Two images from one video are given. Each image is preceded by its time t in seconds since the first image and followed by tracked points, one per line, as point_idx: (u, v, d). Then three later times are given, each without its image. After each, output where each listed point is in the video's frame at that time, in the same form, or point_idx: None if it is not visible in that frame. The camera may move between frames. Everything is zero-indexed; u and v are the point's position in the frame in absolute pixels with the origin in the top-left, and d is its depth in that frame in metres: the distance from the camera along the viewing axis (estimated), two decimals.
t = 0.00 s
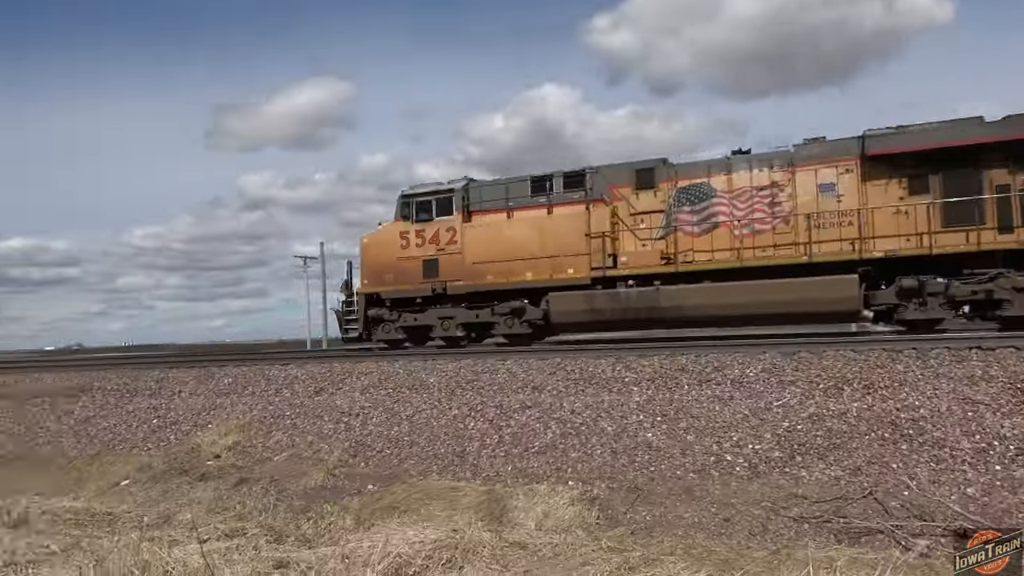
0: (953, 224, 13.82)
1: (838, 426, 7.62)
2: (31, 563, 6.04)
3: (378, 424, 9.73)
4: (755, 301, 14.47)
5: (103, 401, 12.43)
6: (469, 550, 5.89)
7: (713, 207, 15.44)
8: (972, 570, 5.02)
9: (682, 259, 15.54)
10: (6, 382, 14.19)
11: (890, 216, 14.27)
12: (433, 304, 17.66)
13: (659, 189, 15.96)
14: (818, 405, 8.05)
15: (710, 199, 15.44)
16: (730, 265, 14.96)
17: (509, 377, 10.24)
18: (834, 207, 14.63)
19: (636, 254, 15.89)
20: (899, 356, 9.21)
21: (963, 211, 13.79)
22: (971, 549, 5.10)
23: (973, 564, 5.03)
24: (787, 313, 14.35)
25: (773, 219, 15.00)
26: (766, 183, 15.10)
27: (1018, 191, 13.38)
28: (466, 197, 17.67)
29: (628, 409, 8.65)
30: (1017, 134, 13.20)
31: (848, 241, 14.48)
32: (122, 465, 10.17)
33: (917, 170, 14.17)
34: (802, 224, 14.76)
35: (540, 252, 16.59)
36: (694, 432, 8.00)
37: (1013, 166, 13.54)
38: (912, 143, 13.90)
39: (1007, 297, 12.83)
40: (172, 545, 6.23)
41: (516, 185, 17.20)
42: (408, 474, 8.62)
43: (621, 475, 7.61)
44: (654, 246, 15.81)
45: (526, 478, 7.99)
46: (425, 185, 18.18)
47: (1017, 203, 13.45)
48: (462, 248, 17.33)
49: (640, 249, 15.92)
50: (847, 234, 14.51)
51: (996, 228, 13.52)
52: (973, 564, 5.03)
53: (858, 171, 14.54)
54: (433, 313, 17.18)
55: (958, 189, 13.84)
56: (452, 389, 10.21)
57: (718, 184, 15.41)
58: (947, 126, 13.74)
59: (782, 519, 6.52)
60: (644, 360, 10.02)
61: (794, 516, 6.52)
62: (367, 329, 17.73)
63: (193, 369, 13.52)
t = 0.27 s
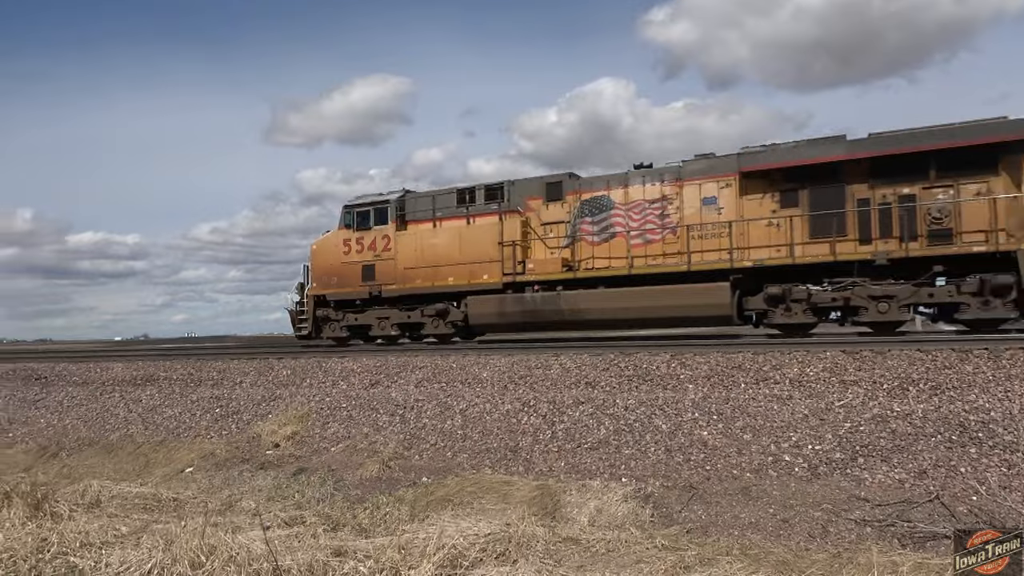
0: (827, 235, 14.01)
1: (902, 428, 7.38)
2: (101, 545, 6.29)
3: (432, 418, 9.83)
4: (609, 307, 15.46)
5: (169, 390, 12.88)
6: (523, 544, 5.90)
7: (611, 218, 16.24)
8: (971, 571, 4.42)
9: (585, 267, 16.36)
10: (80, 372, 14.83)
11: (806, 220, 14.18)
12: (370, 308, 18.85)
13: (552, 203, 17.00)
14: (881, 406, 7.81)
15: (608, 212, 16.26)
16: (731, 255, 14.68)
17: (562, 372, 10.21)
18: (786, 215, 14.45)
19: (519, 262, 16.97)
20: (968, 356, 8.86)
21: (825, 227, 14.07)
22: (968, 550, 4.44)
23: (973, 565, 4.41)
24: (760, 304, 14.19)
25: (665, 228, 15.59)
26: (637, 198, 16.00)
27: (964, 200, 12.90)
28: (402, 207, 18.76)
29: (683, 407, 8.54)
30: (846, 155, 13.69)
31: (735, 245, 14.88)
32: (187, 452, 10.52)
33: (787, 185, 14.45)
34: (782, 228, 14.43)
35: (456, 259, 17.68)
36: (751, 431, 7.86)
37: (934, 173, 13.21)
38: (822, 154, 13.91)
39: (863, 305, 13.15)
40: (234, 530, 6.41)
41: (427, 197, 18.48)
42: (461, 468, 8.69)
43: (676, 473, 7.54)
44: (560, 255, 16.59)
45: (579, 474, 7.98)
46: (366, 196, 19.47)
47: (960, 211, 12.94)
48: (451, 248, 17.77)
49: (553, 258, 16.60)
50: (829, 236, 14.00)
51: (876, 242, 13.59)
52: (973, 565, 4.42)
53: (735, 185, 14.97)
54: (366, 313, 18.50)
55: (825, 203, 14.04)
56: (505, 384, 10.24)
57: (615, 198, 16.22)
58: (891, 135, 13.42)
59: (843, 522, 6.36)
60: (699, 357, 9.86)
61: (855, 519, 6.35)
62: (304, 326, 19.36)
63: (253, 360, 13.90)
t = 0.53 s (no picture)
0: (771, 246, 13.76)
1: (953, 431, 7.20)
2: (153, 531, 6.47)
3: (472, 412, 9.89)
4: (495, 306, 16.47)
5: (215, 381, 13.17)
6: (563, 541, 5.91)
7: (518, 228, 16.79)
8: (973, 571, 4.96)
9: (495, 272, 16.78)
10: (130, 362, 15.25)
11: (743, 225, 14.19)
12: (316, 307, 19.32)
13: (464, 213, 17.54)
14: (931, 408, 7.63)
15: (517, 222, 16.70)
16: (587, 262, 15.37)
17: (602, 368, 10.15)
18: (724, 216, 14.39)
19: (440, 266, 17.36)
20: None
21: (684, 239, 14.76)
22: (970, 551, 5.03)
23: (973, 565, 4.96)
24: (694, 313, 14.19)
25: (556, 239, 16.19)
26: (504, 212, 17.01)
27: (811, 214, 13.57)
28: (343, 215, 19.26)
29: (725, 406, 8.44)
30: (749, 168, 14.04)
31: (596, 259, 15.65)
32: (232, 442, 10.76)
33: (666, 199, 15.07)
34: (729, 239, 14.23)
35: (389, 264, 18.05)
36: (795, 431, 7.74)
37: (787, 191, 13.90)
38: (686, 172, 14.67)
39: (724, 309, 13.86)
40: (279, 519, 6.53)
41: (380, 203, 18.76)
42: (501, 463, 8.74)
43: (718, 472, 7.47)
44: (476, 261, 17.09)
45: (619, 472, 7.96)
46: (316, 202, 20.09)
47: (808, 225, 13.61)
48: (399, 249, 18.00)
49: (462, 261, 17.27)
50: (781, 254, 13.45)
51: (780, 249, 13.78)
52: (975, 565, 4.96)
53: (622, 198, 15.54)
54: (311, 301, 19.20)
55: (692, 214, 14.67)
56: (545, 380, 10.23)
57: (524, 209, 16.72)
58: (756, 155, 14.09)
59: (891, 526, 6.23)
60: (742, 356, 9.72)
61: (904, 523, 6.22)
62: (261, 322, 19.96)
63: (296, 352, 14.12)
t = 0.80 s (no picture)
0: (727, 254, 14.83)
1: (1002, 435, 7.01)
2: (198, 521, 6.63)
3: (508, 410, 9.92)
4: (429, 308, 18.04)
5: (256, 375, 13.40)
6: (599, 539, 5.90)
7: (444, 236, 18.29)
8: (974, 570, 5.55)
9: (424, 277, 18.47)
10: (173, 355, 15.58)
11: (629, 235, 15.86)
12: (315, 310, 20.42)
13: (400, 222, 19.08)
14: (978, 412, 7.44)
15: (443, 230, 18.28)
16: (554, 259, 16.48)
17: (639, 367, 10.06)
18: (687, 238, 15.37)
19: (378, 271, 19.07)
20: None
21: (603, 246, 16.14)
22: (973, 552, 5.65)
23: (974, 564, 5.57)
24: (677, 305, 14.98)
25: (473, 248, 17.76)
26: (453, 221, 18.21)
27: (684, 227, 15.29)
28: (297, 223, 21.23)
29: (765, 406, 8.32)
30: (560, 192, 16.56)
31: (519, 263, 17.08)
32: (272, 436, 10.95)
33: (565, 213, 16.74)
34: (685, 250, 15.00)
35: (337, 269, 19.84)
36: (837, 433, 7.62)
37: (665, 205, 15.70)
38: (573, 189, 16.46)
39: (612, 312, 15.77)
40: (320, 512, 6.65)
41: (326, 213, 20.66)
42: (537, 461, 8.76)
43: (757, 474, 7.39)
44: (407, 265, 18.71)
45: (656, 472, 7.92)
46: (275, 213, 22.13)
47: (682, 237, 15.28)
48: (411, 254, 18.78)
49: (399, 268, 18.86)
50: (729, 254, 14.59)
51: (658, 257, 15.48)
52: (975, 565, 5.57)
53: (529, 210, 17.12)
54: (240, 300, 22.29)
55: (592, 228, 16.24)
56: (581, 378, 10.18)
57: (449, 219, 18.24)
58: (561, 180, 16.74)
59: (936, 532, 6.10)
60: (782, 356, 9.55)
61: (950, 529, 6.09)
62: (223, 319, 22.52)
63: (334, 348, 14.27)
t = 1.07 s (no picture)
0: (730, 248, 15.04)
1: None
2: (230, 513, 6.73)
3: (535, 408, 9.91)
4: (366, 307, 19.64)
5: (286, 370, 13.56)
6: (627, 540, 5.86)
7: (381, 242, 19.85)
8: (972, 570, 4.97)
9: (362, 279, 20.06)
10: (205, 350, 15.83)
11: (533, 246, 17.28)
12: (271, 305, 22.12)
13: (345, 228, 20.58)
14: (1017, 418, 7.25)
15: (380, 237, 19.83)
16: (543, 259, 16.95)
17: (668, 367, 9.96)
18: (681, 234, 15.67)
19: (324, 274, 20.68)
20: None
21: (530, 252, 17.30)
22: (970, 550, 5.02)
23: (973, 564, 4.97)
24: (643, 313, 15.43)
25: (405, 254, 19.29)
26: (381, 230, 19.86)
27: (579, 236, 16.69)
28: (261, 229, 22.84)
29: (796, 409, 8.21)
30: (478, 204, 17.83)
31: (471, 266, 18.05)
32: (302, 430, 11.08)
33: (481, 222, 18.18)
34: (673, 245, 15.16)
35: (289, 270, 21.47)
36: (869, 437, 7.50)
37: (561, 217, 17.12)
38: (491, 200, 17.67)
39: (517, 312, 17.25)
40: (349, 507, 6.70)
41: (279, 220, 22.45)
42: (564, 460, 8.75)
43: (787, 477, 7.31)
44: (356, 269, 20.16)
45: (684, 473, 7.87)
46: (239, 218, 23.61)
47: (575, 245, 16.70)
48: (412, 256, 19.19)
49: (342, 270, 20.44)
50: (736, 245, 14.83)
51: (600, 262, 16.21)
52: (974, 565, 4.98)
53: (452, 220, 18.55)
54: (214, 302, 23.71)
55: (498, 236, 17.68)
56: (609, 378, 10.12)
57: (385, 227, 19.79)
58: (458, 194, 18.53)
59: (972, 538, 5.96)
60: (814, 358, 9.40)
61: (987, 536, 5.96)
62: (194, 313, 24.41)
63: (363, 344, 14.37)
